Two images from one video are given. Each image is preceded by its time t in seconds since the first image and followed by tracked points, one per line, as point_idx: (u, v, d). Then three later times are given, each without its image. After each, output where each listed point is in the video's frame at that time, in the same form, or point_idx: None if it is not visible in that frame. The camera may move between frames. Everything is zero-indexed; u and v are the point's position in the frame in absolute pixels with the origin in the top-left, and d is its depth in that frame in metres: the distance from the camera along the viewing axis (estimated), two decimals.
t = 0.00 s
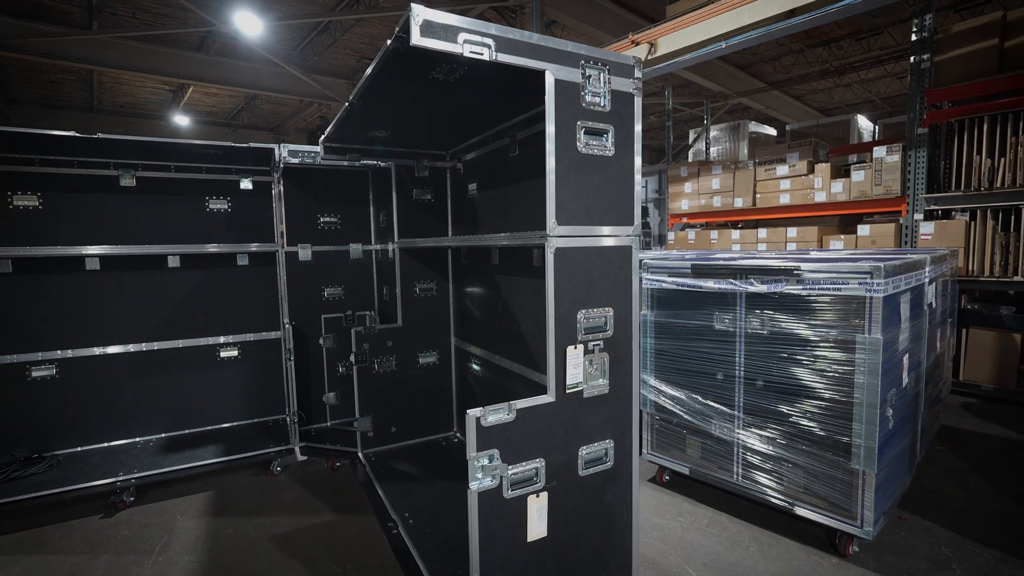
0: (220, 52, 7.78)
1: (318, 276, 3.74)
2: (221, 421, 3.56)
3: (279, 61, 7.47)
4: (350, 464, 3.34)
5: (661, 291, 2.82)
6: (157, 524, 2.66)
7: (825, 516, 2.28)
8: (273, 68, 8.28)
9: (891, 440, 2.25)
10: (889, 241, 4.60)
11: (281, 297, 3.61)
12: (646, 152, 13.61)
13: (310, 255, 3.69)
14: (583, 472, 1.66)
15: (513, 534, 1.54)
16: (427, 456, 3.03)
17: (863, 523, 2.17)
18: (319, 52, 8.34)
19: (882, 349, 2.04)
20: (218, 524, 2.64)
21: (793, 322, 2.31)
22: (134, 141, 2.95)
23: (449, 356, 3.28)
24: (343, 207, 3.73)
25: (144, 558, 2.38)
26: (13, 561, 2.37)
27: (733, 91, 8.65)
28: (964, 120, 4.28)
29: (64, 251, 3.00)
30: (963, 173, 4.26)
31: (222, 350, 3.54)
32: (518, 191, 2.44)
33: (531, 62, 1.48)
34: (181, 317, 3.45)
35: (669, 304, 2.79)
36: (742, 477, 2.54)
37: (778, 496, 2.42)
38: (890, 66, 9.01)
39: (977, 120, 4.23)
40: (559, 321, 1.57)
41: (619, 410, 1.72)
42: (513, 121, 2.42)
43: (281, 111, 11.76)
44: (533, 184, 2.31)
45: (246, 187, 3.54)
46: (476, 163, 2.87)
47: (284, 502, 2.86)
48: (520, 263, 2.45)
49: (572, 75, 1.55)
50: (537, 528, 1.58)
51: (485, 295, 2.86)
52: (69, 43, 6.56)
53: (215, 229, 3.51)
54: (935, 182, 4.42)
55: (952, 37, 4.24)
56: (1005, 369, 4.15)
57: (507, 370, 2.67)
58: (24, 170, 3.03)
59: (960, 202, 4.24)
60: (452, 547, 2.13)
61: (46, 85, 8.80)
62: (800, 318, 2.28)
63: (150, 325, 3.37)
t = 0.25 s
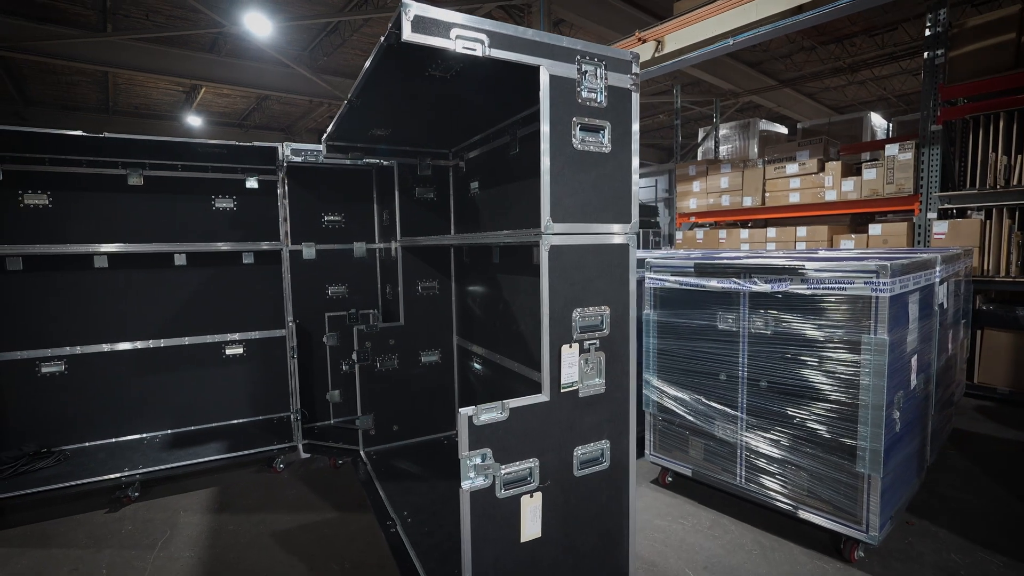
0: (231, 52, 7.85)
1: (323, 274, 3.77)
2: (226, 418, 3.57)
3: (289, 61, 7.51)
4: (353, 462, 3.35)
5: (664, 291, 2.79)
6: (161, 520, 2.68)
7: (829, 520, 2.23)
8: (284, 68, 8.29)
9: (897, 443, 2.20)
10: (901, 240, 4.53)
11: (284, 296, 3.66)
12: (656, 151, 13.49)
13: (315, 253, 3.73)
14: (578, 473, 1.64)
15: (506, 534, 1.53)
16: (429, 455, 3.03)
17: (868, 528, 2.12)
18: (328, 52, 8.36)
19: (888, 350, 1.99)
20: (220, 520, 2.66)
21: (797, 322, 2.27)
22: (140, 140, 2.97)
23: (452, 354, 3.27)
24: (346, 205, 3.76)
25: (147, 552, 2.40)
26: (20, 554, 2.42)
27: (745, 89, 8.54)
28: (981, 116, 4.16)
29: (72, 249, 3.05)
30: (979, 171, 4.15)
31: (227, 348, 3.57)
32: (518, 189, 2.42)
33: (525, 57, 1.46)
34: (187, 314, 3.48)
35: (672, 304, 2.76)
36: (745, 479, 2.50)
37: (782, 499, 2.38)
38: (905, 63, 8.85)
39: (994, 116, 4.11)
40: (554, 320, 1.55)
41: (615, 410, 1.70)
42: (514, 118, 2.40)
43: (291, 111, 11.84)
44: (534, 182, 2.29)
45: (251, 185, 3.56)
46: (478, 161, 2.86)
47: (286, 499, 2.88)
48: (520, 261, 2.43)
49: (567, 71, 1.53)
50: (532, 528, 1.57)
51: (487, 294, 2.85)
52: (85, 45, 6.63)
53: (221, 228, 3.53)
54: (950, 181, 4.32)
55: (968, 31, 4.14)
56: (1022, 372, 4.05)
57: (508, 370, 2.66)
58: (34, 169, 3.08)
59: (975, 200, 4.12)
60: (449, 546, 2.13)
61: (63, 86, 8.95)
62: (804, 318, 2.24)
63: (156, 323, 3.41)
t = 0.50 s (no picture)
0: (244, 55, 7.94)
1: (328, 274, 3.83)
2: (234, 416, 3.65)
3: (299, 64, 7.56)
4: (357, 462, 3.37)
5: (667, 292, 2.77)
6: (167, 517, 2.73)
7: (835, 526, 2.19)
8: (296, 71, 8.34)
9: (905, 449, 2.15)
10: (915, 240, 4.43)
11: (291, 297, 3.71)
12: (667, 151, 13.37)
13: (320, 254, 3.80)
14: (573, 476, 1.63)
15: (500, 537, 1.52)
16: (431, 455, 3.04)
17: (874, 535, 2.07)
18: (338, 54, 8.41)
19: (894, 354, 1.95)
20: (225, 518, 2.69)
21: (802, 324, 2.23)
22: (149, 143, 3.02)
23: (455, 355, 3.27)
24: (350, 206, 3.82)
25: (152, 549, 2.44)
26: (30, 549, 2.47)
27: (757, 87, 8.43)
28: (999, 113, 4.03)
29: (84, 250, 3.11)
30: (996, 169, 4.03)
31: (235, 347, 3.61)
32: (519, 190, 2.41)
33: (518, 57, 1.45)
34: (196, 314, 3.53)
35: (675, 305, 2.73)
36: (749, 484, 2.47)
37: (787, 504, 2.34)
38: (922, 60, 8.67)
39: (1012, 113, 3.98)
40: (549, 322, 1.54)
41: (612, 412, 1.68)
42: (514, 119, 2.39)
43: (303, 113, 11.94)
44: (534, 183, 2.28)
45: (258, 187, 3.59)
46: (480, 162, 2.86)
47: (291, 498, 2.91)
48: (520, 262, 2.42)
49: (562, 72, 1.52)
50: (526, 531, 1.56)
51: (489, 295, 2.85)
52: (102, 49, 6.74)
53: (229, 229, 3.58)
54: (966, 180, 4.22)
55: (985, 27, 4.03)
56: None
57: (509, 371, 2.65)
58: (47, 172, 3.15)
59: (991, 199, 4.01)
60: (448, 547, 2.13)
61: (81, 90, 9.12)
62: (809, 321, 2.19)
63: (165, 322, 3.47)
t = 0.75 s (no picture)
0: (267, 60, 8.12)
1: (345, 275, 3.86)
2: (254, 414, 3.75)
3: (321, 68, 7.69)
4: (372, 461, 3.42)
5: (680, 294, 2.73)
6: (188, 510, 2.81)
7: (852, 535, 2.13)
8: (317, 75, 8.46)
9: (927, 458, 2.08)
10: (944, 240, 4.28)
11: (309, 297, 3.78)
12: (689, 150, 13.18)
13: (337, 255, 3.82)
14: (579, 479, 1.62)
15: (504, 539, 1.53)
16: (443, 455, 3.06)
17: (892, 546, 2.01)
18: (359, 57, 8.51)
19: (914, 359, 1.89)
20: (243, 513, 2.76)
21: (817, 328, 2.18)
22: (173, 147, 3.12)
23: (468, 356, 3.29)
24: (367, 208, 3.84)
25: (173, 541, 2.52)
26: (59, 539, 2.58)
27: (780, 84, 8.25)
28: None
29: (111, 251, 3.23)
30: None
31: (254, 346, 3.71)
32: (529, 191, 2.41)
33: (522, 60, 1.46)
34: (217, 314, 3.63)
35: (688, 307, 2.70)
36: (763, 490, 2.42)
37: (801, 512, 2.29)
38: (955, 53, 8.37)
39: None
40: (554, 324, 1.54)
41: (618, 416, 1.67)
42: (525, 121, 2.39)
43: (325, 116, 12.13)
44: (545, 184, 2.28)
45: (277, 190, 3.70)
46: (492, 164, 2.87)
47: (306, 494, 2.96)
48: (531, 264, 2.43)
49: (567, 74, 1.52)
50: (530, 533, 1.56)
51: (501, 296, 2.85)
52: (134, 57, 6.99)
53: (249, 230, 3.67)
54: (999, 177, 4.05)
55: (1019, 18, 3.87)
56: None
57: (520, 372, 2.65)
58: (78, 176, 3.28)
59: None
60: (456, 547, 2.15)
61: (115, 96, 9.46)
62: (825, 324, 2.14)
63: (188, 321, 3.57)
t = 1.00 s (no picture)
0: (282, 63, 8.23)
1: (355, 277, 3.90)
2: (265, 412, 3.81)
3: (334, 70, 7.76)
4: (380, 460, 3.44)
5: (688, 296, 2.71)
6: (199, 507, 2.87)
7: (861, 544, 2.09)
8: (330, 77, 8.55)
9: (939, 466, 2.03)
10: (963, 242, 4.17)
11: (319, 298, 3.83)
12: (703, 149, 13.03)
13: (346, 256, 3.86)
14: (579, 483, 1.62)
15: (503, 542, 1.53)
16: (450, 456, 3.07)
17: (902, 555, 1.97)
18: (372, 59, 8.57)
19: (924, 364, 1.85)
20: (252, 511, 2.81)
21: (826, 332, 2.15)
22: (186, 151, 3.18)
23: (475, 357, 3.29)
24: (376, 210, 3.87)
25: (183, 537, 2.57)
26: (76, 533, 2.65)
27: (796, 83, 8.13)
28: None
29: (127, 252, 3.31)
30: None
31: (266, 346, 3.77)
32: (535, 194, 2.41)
33: (522, 64, 1.46)
34: (229, 314, 3.69)
35: (695, 310, 2.68)
36: (771, 496, 2.39)
37: (809, 518, 2.25)
38: (977, 50, 8.17)
39: None
40: (554, 327, 1.54)
41: (620, 420, 1.67)
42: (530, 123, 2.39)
43: (339, 118, 12.23)
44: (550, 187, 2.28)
45: (288, 192, 3.76)
46: (499, 167, 2.87)
47: (314, 493, 3.00)
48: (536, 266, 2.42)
49: (568, 77, 1.52)
50: (529, 537, 1.56)
51: (507, 298, 2.86)
52: (152, 62, 7.14)
53: (261, 232, 3.74)
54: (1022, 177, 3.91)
55: None
56: None
57: (525, 374, 2.65)
58: (96, 179, 3.36)
59: None
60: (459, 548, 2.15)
61: (135, 100, 9.67)
62: (834, 328, 2.11)
63: (201, 321, 3.64)
